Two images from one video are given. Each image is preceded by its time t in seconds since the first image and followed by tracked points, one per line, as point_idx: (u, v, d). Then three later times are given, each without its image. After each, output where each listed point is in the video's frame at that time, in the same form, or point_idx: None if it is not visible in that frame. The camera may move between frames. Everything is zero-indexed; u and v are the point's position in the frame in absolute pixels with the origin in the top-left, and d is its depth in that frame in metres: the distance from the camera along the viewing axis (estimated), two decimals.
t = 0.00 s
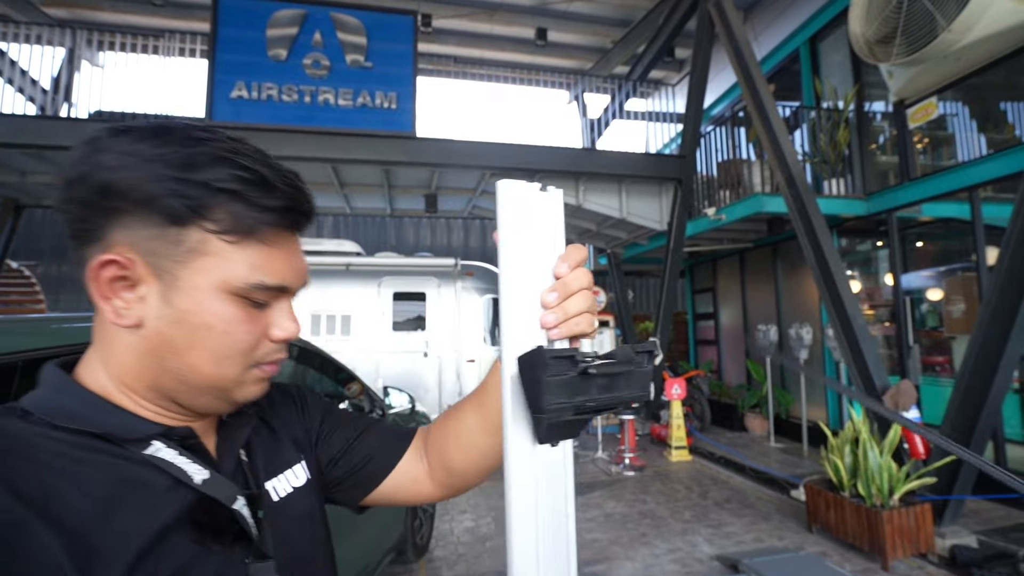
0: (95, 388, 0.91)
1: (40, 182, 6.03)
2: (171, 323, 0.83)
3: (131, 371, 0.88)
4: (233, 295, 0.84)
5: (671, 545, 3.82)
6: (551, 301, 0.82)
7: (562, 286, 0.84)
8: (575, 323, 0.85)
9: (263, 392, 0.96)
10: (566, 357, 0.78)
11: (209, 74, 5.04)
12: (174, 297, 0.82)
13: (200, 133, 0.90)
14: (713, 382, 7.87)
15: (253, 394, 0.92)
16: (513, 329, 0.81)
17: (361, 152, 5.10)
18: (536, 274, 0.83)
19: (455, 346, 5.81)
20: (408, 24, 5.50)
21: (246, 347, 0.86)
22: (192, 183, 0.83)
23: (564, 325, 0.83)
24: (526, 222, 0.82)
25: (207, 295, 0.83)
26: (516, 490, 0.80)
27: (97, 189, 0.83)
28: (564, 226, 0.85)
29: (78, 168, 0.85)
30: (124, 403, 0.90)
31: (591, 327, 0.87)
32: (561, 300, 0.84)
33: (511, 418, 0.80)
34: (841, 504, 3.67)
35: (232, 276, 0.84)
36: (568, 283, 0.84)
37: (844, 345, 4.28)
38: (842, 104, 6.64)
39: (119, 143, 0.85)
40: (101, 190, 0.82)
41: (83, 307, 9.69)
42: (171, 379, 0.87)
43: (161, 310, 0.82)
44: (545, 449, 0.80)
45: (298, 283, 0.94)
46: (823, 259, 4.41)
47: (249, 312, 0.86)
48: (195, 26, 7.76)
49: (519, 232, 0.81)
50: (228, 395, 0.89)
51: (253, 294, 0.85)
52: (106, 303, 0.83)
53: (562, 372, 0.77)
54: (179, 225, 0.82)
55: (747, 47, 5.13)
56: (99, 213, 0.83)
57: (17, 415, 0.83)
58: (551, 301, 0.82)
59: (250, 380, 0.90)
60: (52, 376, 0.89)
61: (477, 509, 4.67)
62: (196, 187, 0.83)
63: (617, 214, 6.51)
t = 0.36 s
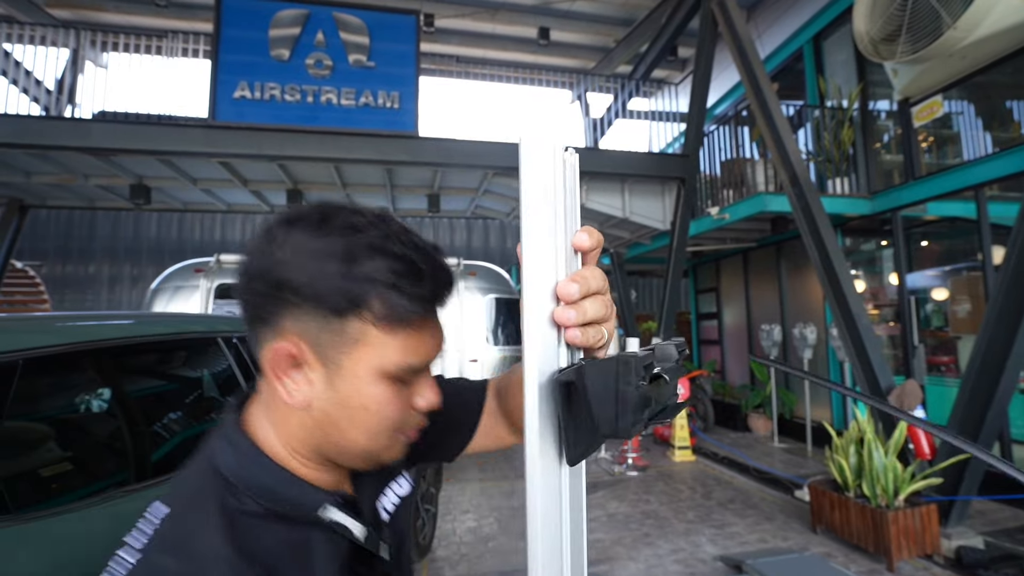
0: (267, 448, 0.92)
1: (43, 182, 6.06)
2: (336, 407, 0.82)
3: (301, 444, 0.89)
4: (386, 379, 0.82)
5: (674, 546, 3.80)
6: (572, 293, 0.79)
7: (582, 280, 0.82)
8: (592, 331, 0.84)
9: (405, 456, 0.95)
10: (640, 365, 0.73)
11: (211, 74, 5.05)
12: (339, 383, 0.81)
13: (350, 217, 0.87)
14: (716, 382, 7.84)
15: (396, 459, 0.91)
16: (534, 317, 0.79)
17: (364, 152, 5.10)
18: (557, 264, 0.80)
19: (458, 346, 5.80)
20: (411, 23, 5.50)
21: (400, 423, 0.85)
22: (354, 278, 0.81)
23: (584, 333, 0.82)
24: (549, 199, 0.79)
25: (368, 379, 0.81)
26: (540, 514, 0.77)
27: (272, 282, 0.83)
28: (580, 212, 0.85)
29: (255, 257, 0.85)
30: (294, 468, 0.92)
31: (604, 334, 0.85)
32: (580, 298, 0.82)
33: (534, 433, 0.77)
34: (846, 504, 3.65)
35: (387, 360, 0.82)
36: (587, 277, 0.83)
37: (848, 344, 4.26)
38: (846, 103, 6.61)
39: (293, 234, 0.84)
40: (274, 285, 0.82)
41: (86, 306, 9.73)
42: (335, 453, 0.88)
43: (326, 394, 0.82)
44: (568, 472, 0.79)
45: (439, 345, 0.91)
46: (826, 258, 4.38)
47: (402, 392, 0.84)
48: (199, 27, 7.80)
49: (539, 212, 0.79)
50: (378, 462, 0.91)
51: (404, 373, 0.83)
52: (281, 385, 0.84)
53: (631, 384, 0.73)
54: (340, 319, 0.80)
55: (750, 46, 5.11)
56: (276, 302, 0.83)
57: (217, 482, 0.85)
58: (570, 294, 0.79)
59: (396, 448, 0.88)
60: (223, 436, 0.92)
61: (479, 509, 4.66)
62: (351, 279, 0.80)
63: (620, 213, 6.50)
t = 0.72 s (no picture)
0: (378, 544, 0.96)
1: (44, 181, 6.06)
2: (452, 557, 0.86)
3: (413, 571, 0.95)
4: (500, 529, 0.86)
5: (674, 546, 3.80)
6: (537, 292, 0.72)
7: (547, 276, 0.74)
8: (567, 330, 0.77)
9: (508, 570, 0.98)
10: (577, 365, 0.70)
11: (211, 73, 5.05)
12: (456, 533, 0.85)
13: (454, 373, 0.90)
14: (717, 382, 7.82)
15: None
16: (500, 317, 0.71)
17: (364, 151, 5.09)
18: (520, 261, 0.73)
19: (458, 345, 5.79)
20: (411, 22, 5.49)
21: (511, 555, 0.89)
22: (466, 446, 0.84)
23: (558, 333, 0.75)
24: (508, 188, 0.73)
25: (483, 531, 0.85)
26: (507, 520, 0.68)
27: (391, 438, 0.88)
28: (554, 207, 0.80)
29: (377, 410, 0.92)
30: None
31: (582, 329, 0.79)
32: (548, 295, 0.75)
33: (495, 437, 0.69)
34: (846, 504, 3.64)
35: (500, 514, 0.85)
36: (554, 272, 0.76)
37: (850, 345, 4.24)
38: (847, 103, 6.61)
39: (412, 398, 0.89)
40: (394, 445, 0.87)
41: (86, 306, 9.73)
42: None
43: (440, 539, 0.86)
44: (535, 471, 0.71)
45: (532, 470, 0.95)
46: (827, 258, 4.37)
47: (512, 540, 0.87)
48: (199, 27, 7.81)
49: (500, 203, 0.73)
50: None
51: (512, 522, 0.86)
52: (401, 534, 0.88)
53: (571, 384, 0.69)
54: (454, 480, 0.84)
55: (751, 46, 5.11)
56: (395, 459, 0.87)
57: None
58: (535, 293, 0.72)
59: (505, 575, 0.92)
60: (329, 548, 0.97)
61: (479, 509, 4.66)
62: (464, 448, 0.84)
63: (620, 213, 6.50)
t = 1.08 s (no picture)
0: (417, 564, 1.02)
1: (44, 181, 6.07)
2: None
3: None
4: (550, 561, 0.90)
5: (674, 546, 3.80)
6: (624, 288, 0.74)
7: (631, 273, 0.76)
8: (640, 329, 0.79)
9: None
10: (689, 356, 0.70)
11: (212, 74, 5.05)
12: (508, 564, 0.90)
13: (520, 413, 0.88)
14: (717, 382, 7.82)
15: None
16: (588, 313, 0.72)
17: (364, 152, 5.10)
18: (605, 259, 0.74)
19: (458, 345, 5.79)
20: (411, 23, 5.49)
21: None
22: (532, 488, 0.84)
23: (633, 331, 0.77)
24: (596, 193, 0.73)
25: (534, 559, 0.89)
26: (585, 507, 0.70)
27: (452, 476, 0.87)
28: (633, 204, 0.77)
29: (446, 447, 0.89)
30: None
31: (652, 330, 0.81)
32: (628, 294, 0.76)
33: (581, 423, 0.71)
34: (846, 505, 3.65)
35: (553, 547, 0.89)
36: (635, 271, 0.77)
37: (850, 346, 4.23)
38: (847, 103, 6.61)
39: (475, 434, 0.87)
40: (455, 484, 0.87)
41: (86, 306, 9.75)
42: None
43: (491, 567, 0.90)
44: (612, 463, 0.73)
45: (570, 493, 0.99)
46: (827, 259, 4.36)
47: (558, 566, 0.93)
48: (199, 27, 7.81)
49: (591, 202, 0.73)
50: None
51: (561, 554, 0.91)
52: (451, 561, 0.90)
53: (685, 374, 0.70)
54: (515, 518, 0.86)
55: (751, 46, 5.11)
56: (452, 494, 0.88)
57: None
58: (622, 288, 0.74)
59: None
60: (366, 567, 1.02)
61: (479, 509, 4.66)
62: (529, 491, 0.84)
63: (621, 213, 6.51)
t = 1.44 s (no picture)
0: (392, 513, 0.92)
1: (44, 182, 6.07)
2: (433, 483, 0.76)
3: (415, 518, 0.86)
4: (475, 449, 0.75)
5: (674, 546, 3.80)
6: (614, 291, 0.78)
7: (622, 279, 0.80)
8: (631, 332, 0.82)
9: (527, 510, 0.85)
10: (674, 359, 0.74)
11: (212, 74, 5.06)
12: (431, 467, 0.76)
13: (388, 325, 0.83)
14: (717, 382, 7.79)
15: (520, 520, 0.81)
16: (579, 316, 0.78)
17: (364, 152, 5.10)
18: (597, 263, 0.79)
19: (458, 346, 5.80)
20: (411, 24, 5.51)
21: (508, 486, 0.77)
22: (403, 370, 0.77)
23: (624, 334, 0.81)
24: (589, 204, 0.78)
25: (450, 448, 0.75)
26: (574, 503, 0.76)
27: (342, 397, 0.81)
28: (622, 214, 0.84)
29: (326, 396, 0.84)
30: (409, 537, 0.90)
31: (643, 335, 0.84)
32: (620, 298, 0.81)
33: (570, 420, 0.77)
34: (845, 504, 3.65)
35: (465, 430, 0.76)
36: (628, 277, 0.81)
37: (849, 347, 4.24)
38: (846, 104, 6.62)
39: (348, 354, 0.82)
40: (346, 402, 0.80)
41: (86, 306, 9.75)
42: (447, 521, 0.82)
43: (420, 476, 0.77)
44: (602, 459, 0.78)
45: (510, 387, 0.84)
46: (827, 260, 4.37)
47: (494, 456, 0.76)
48: (199, 28, 7.82)
49: (587, 212, 0.78)
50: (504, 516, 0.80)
51: (485, 436, 0.76)
52: (377, 479, 0.82)
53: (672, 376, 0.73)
54: (399, 410, 0.77)
55: (750, 46, 5.11)
56: (352, 416, 0.80)
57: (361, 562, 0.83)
58: (612, 291, 0.79)
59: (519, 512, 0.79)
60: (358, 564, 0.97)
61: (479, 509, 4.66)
62: (402, 379, 0.76)
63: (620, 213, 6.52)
